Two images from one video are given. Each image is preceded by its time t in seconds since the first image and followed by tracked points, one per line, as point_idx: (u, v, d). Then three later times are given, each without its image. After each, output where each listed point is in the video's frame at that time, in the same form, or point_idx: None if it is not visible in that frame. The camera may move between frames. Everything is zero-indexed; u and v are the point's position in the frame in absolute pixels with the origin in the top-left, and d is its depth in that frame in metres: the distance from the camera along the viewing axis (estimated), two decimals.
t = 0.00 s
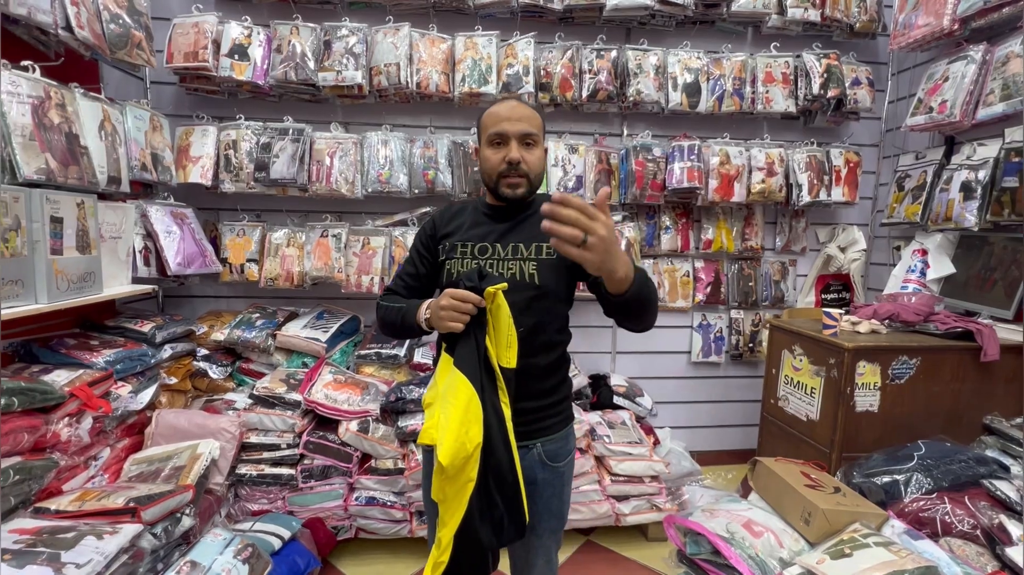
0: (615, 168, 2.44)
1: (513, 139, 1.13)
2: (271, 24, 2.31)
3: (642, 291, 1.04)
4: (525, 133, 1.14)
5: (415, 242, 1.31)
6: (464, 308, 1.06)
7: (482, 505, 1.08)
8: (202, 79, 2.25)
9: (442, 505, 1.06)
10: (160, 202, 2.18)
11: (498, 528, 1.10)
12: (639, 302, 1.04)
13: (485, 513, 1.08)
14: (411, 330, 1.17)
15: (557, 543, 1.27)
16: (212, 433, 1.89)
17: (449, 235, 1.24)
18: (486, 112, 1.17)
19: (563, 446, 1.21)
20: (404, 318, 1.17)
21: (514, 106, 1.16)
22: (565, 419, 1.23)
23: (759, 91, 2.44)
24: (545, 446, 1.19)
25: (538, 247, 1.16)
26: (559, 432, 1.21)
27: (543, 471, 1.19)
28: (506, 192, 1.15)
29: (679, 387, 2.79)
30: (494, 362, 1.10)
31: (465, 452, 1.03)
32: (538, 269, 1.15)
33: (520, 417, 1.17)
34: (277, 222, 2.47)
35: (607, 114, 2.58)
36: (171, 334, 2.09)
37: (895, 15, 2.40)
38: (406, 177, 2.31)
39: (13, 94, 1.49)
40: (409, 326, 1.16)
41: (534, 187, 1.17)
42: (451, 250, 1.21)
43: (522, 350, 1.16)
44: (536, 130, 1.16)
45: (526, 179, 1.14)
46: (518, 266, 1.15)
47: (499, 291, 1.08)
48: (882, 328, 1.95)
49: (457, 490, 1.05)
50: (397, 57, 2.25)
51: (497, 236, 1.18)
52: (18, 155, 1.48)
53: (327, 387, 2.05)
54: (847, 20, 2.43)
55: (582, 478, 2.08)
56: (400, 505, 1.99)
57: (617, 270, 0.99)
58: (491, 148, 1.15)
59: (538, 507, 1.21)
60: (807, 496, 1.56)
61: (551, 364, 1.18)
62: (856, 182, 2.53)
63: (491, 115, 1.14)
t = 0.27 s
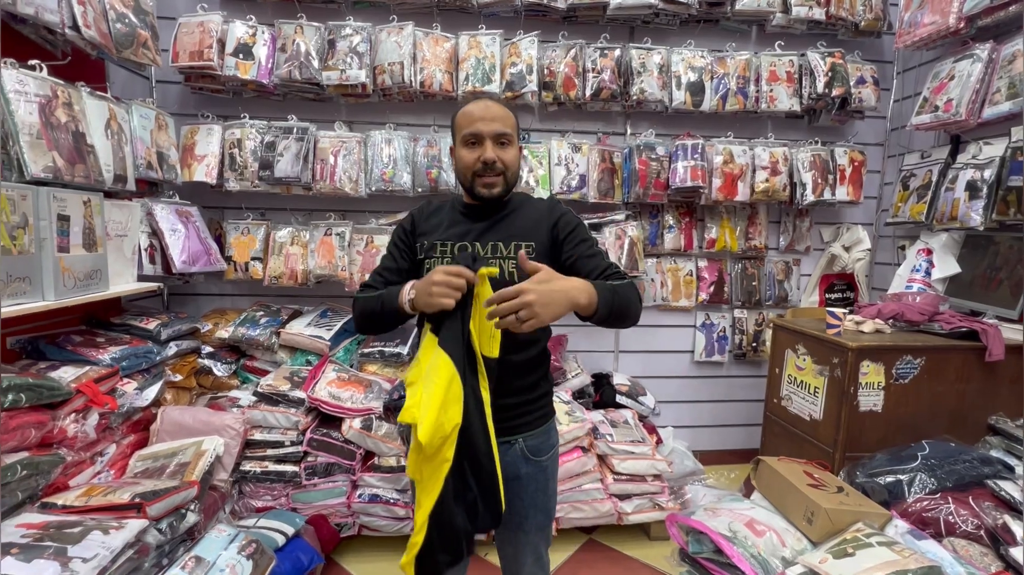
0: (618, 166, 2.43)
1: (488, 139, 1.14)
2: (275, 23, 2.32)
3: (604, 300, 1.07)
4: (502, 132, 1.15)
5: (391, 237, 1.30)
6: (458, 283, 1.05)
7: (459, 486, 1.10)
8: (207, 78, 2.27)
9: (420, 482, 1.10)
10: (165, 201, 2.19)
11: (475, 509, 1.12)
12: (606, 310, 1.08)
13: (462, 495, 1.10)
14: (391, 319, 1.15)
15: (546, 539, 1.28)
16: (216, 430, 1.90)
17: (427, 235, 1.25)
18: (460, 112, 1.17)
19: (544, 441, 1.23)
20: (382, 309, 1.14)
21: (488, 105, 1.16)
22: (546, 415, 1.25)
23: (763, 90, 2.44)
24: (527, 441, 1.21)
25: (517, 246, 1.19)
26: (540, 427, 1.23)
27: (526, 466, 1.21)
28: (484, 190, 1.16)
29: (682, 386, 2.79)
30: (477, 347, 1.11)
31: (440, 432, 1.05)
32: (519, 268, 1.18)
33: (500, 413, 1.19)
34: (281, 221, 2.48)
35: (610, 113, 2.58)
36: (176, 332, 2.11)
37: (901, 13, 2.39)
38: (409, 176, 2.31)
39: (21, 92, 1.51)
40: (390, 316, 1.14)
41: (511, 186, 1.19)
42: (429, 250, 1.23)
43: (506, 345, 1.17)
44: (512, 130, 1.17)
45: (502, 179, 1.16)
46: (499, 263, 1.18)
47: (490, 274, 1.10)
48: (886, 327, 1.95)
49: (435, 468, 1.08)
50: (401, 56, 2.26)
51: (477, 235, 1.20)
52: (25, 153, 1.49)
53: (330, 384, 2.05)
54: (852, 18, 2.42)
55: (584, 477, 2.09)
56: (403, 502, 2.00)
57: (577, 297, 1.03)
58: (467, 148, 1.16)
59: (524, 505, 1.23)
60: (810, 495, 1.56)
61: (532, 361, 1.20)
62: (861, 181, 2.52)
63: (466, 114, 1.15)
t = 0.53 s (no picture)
0: (621, 165, 2.44)
1: (476, 142, 1.14)
2: (281, 22, 2.33)
3: (571, 258, 1.08)
4: (490, 135, 1.15)
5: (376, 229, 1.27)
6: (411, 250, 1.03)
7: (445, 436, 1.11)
8: (213, 78, 2.28)
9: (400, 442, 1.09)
10: (171, 199, 2.21)
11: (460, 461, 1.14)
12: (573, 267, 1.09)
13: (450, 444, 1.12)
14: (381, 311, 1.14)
15: (541, 532, 1.29)
16: (222, 427, 1.92)
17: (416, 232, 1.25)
18: (449, 112, 1.17)
19: (534, 432, 1.24)
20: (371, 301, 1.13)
21: (476, 106, 1.16)
22: (535, 407, 1.26)
23: (766, 89, 2.44)
24: (518, 433, 1.21)
25: (508, 243, 1.20)
26: (529, 419, 1.23)
27: (516, 458, 1.21)
28: (472, 193, 1.17)
29: (685, 385, 2.79)
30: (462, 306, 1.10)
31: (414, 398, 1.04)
32: (510, 266, 1.19)
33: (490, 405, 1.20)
34: (286, 219, 2.50)
35: (614, 112, 2.58)
36: (182, 329, 2.12)
37: (905, 12, 2.38)
38: (414, 175, 2.32)
39: (30, 92, 1.52)
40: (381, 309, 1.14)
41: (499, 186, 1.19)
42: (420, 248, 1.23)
43: (493, 340, 1.19)
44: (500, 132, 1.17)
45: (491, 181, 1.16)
46: (490, 262, 1.20)
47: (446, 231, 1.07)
48: (890, 326, 1.95)
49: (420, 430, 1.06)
50: (405, 55, 2.26)
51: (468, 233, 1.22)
52: (35, 152, 1.51)
53: (335, 382, 2.07)
54: (857, 17, 2.42)
55: (587, 474, 2.10)
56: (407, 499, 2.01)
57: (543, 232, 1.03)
58: (454, 151, 1.16)
59: (518, 499, 1.23)
60: (813, 493, 1.57)
61: (521, 353, 1.21)
62: (865, 180, 2.51)
63: (455, 116, 1.15)
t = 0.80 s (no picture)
0: (622, 165, 2.45)
1: (466, 137, 1.21)
2: (283, 22, 2.34)
3: (559, 291, 1.12)
4: (479, 132, 1.23)
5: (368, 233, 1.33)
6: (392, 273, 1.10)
7: (433, 465, 1.15)
8: (216, 77, 2.29)
9: (400, 441, 1.24)
10: (174, 198, 2.22)
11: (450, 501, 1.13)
12: (560, 300, 1.12)
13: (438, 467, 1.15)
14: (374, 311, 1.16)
15: (536, 525, 1.32)
16: (225, 424, 1.93)
17: (408, 233, 1.30)
18: (439, 113, 1.25)
19: (528, 427, 1.28)
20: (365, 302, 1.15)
21: (465, 106, 1.24)
22: (528, 402, 1.30)
23: (767, 89, 2.45)
24: (513, 427, 1.25)
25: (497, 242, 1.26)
26: (523, 414, 1.28)
27: (512, 452, 1.25)
28: (461, 185, 1.23)
29: (686, 384, 2.80)
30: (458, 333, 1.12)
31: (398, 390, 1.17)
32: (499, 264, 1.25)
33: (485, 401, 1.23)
34: (289, 218, 2.51)
35: (615, 111, 2.59)
36: (185, 327, 2.13)
37: (906, 12, 2.39)
38: (415, 174, 2.33)
39: (35, 91, 1.53)
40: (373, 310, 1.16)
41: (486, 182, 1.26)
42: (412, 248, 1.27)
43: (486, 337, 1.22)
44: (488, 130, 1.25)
45: (478, 175, 1.23)
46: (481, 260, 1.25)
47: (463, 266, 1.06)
48: (890, 326, 1.95)
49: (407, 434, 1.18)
50: (407, 54, 2.27)
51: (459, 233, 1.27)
52: (40, 151, 1.52)
53: (337, 380, 2.08)
54: (858, 17, 2.42)
55: (588, 472, 2.10)
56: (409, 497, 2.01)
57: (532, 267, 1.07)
58: (444, 145, 1.23)
59: (515, 492, 1.26)
60: (812, 491, 1.57)
61: (514, 351, 1.25)
62: (865, 180, 2.52)
63: (444, 114, 1.23)
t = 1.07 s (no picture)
0: (621, 166, 2.46)
1: (460, 131, 1.25)
2: (284, 23, 2.35)
3: (539, 305, 1.16)
4: (473, 125, 1.27)
5: (363, 235, 1.34)
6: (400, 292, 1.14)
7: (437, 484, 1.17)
8: (216, 77, 2.29)
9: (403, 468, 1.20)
10: (175, 198, 2.22)
11: (465, 527, 1.15)
12: (541, 313, 1.17)
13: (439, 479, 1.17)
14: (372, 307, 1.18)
15: (535, 520, 1.35)
16: (227, 424, 1.94)
17: (404, 234, 1.31)
18: (434, 113, 1.29)
19: (527, 425, 1.30)
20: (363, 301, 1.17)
21: (460, 106, 1.28)
22: (526, 401, 1.31)
23: (765, 91, 2.47)
24: (511, 427, 1.27)
25: (494, 245, 1.28)
26: (521, 413, 1.29)
27: (511, 450, 1.28)
28: (456, 173, 1.24)
29: (684, 383, 2.82)
30: (462, 362, 1.16)
31: (392, 421, 1.18)
32: (496, 266, 1.27)
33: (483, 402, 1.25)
34: (289, 218, 2.52)
35: (613, 112, 2.61)
36: (186, 327, 2.13)
37: (902, 15, 2.41)
38: (415, 175, 2.34)
39: (37, 91, 1.54)
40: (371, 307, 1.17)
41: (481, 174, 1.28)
42: (410, 250, 1.28)
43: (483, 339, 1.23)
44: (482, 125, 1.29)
45: (472, 167, 1.25)
46: (478, 262, 1.27)
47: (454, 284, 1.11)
48: (886, 325, 1.98)
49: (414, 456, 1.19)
50: (407, 56, 2.28)
51: (456, 235, 1.28)
52: (43, 151, 1.52)
53: (337, 379, 2.09)
54: (854, 20, 2.45)
55: (587, 471, 2.12)
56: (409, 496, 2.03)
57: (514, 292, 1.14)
58: (439, 139, 1.26)
59: (515, 490, 1.29)
60: (809, 489, 1.59)
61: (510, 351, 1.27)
62: (861, 181, 2.55)
63: (440, 113, 1.26)
